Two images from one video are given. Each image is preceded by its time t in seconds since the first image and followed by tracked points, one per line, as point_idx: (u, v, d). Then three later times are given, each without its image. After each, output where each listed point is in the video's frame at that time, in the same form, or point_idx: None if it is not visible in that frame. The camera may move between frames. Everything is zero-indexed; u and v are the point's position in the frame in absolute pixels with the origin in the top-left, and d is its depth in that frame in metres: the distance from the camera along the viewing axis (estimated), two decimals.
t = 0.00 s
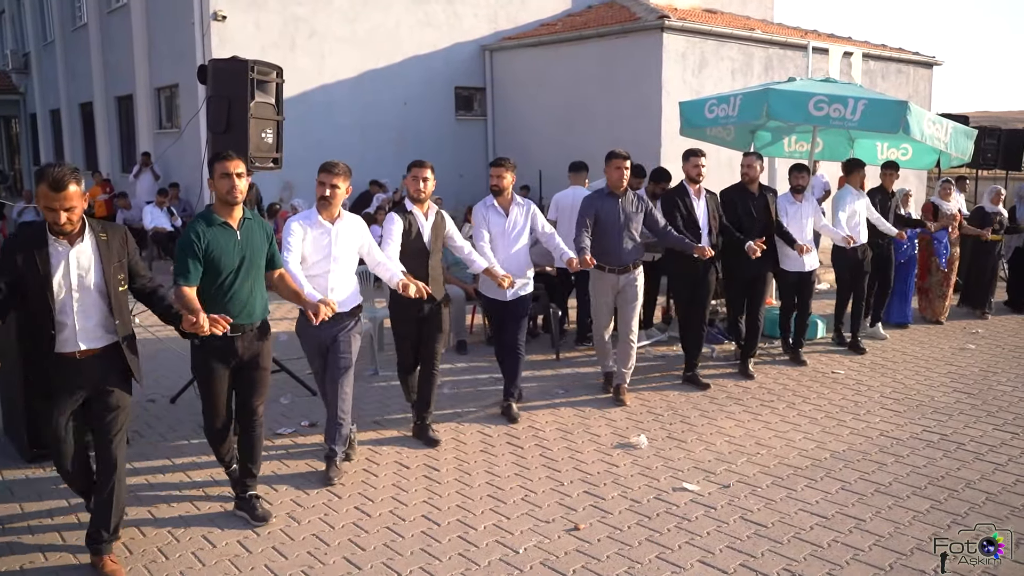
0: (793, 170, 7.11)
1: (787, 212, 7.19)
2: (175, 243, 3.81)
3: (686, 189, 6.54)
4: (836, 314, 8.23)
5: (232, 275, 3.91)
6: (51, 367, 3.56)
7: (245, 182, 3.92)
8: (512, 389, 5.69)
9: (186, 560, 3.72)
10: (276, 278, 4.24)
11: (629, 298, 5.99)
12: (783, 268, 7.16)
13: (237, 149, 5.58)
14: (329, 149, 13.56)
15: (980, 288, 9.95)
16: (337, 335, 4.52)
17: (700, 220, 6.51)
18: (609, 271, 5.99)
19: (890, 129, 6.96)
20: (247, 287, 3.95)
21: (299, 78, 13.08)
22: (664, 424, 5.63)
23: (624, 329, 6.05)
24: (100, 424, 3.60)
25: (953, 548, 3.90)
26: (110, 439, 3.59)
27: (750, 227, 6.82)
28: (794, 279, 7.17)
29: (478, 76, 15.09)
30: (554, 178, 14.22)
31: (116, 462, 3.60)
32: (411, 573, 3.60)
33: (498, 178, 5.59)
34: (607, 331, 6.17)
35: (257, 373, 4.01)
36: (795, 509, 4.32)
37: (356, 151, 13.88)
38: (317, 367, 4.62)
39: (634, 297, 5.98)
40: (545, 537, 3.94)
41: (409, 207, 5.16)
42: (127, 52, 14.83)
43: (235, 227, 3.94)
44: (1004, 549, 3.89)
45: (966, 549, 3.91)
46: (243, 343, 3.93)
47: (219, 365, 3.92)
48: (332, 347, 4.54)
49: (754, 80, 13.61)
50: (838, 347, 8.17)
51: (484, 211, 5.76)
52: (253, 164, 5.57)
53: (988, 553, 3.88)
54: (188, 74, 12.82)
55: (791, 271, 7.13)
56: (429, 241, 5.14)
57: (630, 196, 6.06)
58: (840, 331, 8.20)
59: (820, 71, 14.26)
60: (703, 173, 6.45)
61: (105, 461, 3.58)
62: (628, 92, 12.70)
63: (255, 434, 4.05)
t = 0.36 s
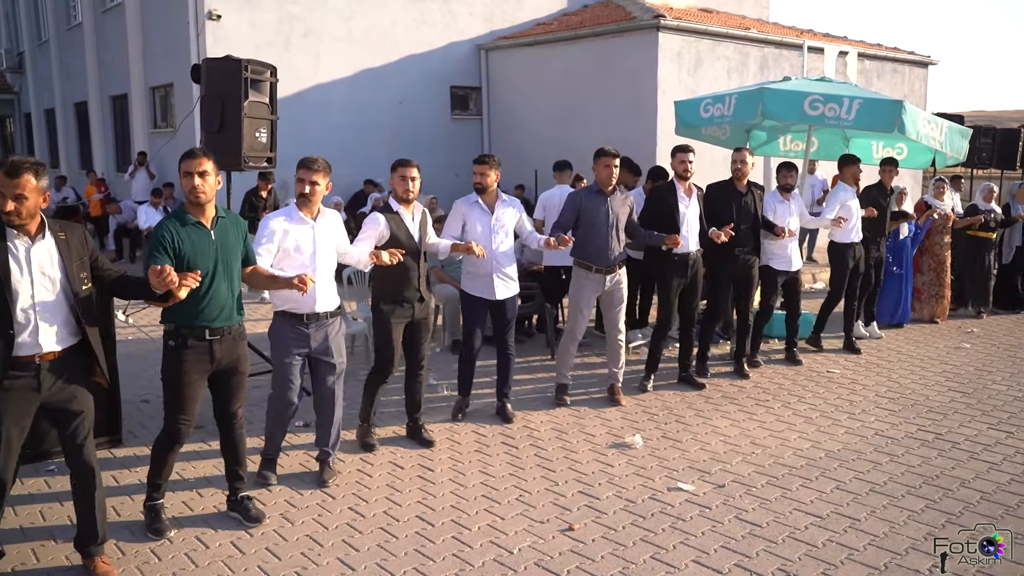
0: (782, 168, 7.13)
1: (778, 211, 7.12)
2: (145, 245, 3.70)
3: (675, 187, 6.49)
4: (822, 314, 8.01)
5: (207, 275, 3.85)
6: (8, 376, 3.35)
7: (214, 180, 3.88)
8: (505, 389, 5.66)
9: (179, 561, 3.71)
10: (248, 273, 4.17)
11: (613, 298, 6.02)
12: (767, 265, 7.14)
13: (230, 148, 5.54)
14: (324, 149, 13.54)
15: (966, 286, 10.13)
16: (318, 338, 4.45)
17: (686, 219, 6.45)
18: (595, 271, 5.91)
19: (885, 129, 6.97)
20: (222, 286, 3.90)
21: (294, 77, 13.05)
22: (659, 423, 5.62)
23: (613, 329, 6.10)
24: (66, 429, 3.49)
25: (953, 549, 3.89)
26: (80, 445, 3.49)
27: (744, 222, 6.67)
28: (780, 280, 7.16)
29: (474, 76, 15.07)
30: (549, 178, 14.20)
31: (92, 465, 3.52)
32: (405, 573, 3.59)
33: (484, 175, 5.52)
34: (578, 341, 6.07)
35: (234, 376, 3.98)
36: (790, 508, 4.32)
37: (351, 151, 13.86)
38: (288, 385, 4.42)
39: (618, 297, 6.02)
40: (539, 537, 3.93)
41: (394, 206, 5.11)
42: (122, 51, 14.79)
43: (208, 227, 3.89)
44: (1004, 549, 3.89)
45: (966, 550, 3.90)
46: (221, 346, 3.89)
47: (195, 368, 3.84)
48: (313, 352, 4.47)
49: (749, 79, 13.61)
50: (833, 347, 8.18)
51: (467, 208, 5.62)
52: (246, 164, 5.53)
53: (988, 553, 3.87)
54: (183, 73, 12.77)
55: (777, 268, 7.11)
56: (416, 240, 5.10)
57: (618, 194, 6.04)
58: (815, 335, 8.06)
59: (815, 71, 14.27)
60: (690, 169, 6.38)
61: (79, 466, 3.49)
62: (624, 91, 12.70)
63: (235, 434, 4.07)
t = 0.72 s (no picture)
0: (768, 167, 7.11)
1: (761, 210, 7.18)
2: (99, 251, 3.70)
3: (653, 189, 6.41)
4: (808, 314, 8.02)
5: (164, 281, 3.84)
6: None
7: (170, 184, 3.84)
8: (495, 390, 5.71)
9: (176, 561, 3.71)
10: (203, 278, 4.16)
11: (595, 300, 6.03)
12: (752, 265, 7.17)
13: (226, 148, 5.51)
14: (320, 149, 13.54)
15: (957, 287, 10.15)
16: (287, 342, 4.44)
17: (663, 222, 6.37)
18: (574, 272, 5.93)
19: (881, 129, 6.98)
20: (180, 291, 3.89)
21: (290, 77, 13.04)
22: (656, 424, 5.63)
23: (597, 330, 6.09)
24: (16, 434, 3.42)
25: (952, 549, 3.89)
26: (34, 449, 3.42)
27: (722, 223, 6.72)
28: (765, 280, 7.19)
29: (470, 76, 15.08)
30: (546, 178, 14.21)
31: (45, 463, 3.45)
32: (402, 573, 3.59)
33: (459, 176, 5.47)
34: (563, 343, 6.04)
35: (201, 382, 3.96)
36: (787, 508, 4.33)
37: (347, 151, 13.85)
38: (256, 391, 4.43)
39: (597, 299, 6.03)
40: (536, 537, 3.93)
41: (368, 207, 5.12)
42: (119, 52, 14.78)
43: (165, 231, 3.87)
44: (1004, 549, 3.90)
45: (966, 550, 3.90)
46: (183, 351, 3.88)
47: (158, 374, 3.83)
48: (284, 357, 4.47)
49: (746, 80, 13.63)
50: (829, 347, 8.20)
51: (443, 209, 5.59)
52: (243, 164, 5.50)
53: (988, 553, 3.88)
54: (179, 73, 12.76)
55: (761, 269, 7.15)
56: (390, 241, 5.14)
57: (590, 197, 6.04)
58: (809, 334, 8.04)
59: (812, 71, 14.30)
60: (670, 174, 6.33)
61: (35, 466, 3.42)
62: (621, 91, 12.71)
63: (217, 439, 4.06)
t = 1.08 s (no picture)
0: (759, 164, 7.06)
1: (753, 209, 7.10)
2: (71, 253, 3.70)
3: (639, 187, 6.38)
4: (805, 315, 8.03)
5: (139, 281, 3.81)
6: None
7: (141, 183, 3.81)
8: (474, 392, 5.74)
9: (173, 562, 3.70)
10: (199, 272, 4.14)
11: (588, 300, 6.04)
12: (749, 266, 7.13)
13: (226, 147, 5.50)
14: (319, 149, 13.53)
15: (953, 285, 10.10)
16: (269, 341, 4.44)
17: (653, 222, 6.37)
18: (572, 272, 5.91)
19: (879, 129, 6.99)
20: (156, 290, 3.88)
21: (289, 77, 13.03)
22: (655, 424, 5.62)
23: (587, 330, 6.10)
24: None
25: (952, 549, 3.89)
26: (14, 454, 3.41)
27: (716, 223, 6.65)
28: (762, 279, 7.18)
29: (469, 76, 15.07)
30: (544, 178, 14.21)
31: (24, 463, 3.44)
32: (401, 573, 3.58)
33: (447, 176, 5.43)
34: (560, 342, 6.05)
35: (178, 383, 3.94)
36: (786, 508, 4.33)
37: (346, 151, 13.85)
38: (240, 389, 4.45)
39: (590, 298, 6.03)
40: (535, 537, 3.93)
41: (354, 205, 5.11)
42: (117, 52, 14.77)
43: (138, 231, 3.86)
44: (1004, 549, 3.90)
45: (966, 550, 3.90)
46: (162, 350, 3.86)
47: (139, 374, 3.82)
48: (264, 356, 4.47)
49: (745, 79, 13.63)
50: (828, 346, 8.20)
51: (434, 209, 5.56)
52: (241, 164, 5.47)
53: (988, 553, 3.88)
54: (178, 73, 12.74)
55: (757, 270, 7.11)
56: (380, 239, 5.14)
57: (580, 198, 6.03)
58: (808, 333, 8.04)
59: (811, 71, 14.29)
60: (663, 178, 6.34)
61: (10, 462, 3.41)
62: (620, 90, 12.70)
63: (183, 446, 4.00)
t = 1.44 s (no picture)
0: (759, 166, 7.01)
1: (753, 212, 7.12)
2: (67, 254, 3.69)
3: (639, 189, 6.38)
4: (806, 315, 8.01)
5: (133, 281, 3.80)
6: None
7: (138, 183, 3.78)
8: (475, 393, 5.72)
9: (171, 565, 3.66)
10: (180, 284, 4.10)
11: (587, 300, 6.00)
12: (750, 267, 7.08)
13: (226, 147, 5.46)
14: (320, 149, 13.50)
15: (953, 284, 10.02)
16: (267, 342, 4.41)
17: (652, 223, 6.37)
18: (568, 271, 5.88)
19: (882, 128, 6.97)
20: (151, 292, 3.86)
21: (289, 77, 13.00)
22: (657, 425, 5.59)
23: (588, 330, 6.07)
24: None
25: (952, 549, 3.89)
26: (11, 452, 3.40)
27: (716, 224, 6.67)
28: (763, 280, 7.14)
29: (470, 75, 15.04)
30: (545, 177, 14.18)
31: (24, 467, 3.43)
32: None
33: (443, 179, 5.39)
34: (560, 342, 6.03)
35: (173, 383, 3.91)
36: (788, 510, 4.30)
37: (346, 151, 13.82)
38: (240, 390, 4.41)
39: (590, 298, 5.99)
40: (535, 539, 3.90)
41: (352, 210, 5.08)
42: (118, 51, 14.74)
43: (135, 231, 3.82)
44: (1004, 549, 3.88)
45: (965, 550, 3.90)
46: (156, 351, 3.84)
47: (133, 374, 3.80)
48: (263, 356, 4.44)
49: (746, 79, 13.59)
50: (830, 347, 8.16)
51: (432, 211, 5.56)
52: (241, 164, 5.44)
53: (987, 553, 3.87)
54: (178, 73, 12.71)
55: (757, 270, 7.07)
56: (376, 245, 5.10)
57: (579, 197, 5.99)
58: (808, 332, 8.01)
59: (812, 70, 14.25)
60: (664, 178, 6.28)
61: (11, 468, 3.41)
62: (621, 89, 12.67)
63: (180, 445, 3.95)
